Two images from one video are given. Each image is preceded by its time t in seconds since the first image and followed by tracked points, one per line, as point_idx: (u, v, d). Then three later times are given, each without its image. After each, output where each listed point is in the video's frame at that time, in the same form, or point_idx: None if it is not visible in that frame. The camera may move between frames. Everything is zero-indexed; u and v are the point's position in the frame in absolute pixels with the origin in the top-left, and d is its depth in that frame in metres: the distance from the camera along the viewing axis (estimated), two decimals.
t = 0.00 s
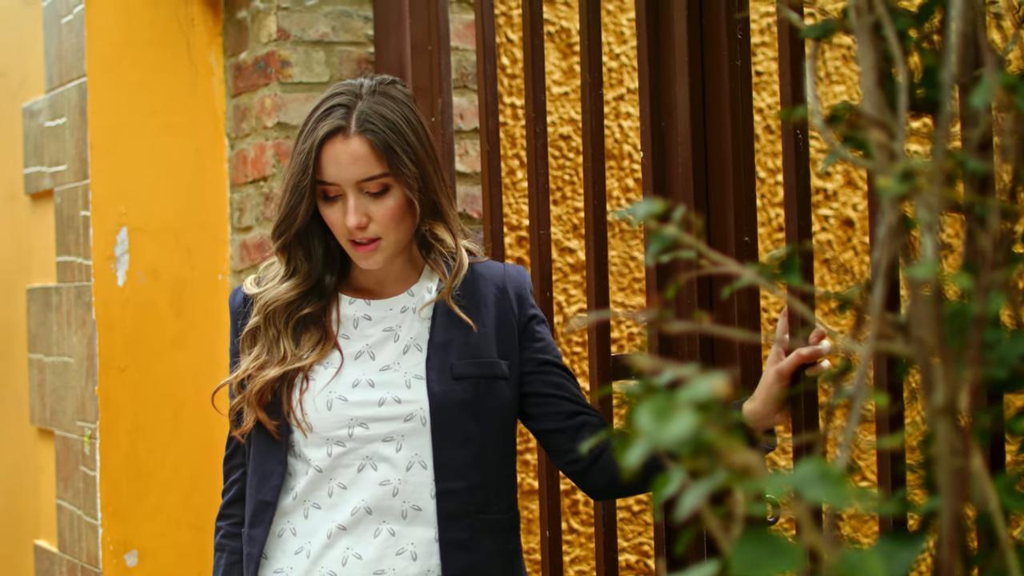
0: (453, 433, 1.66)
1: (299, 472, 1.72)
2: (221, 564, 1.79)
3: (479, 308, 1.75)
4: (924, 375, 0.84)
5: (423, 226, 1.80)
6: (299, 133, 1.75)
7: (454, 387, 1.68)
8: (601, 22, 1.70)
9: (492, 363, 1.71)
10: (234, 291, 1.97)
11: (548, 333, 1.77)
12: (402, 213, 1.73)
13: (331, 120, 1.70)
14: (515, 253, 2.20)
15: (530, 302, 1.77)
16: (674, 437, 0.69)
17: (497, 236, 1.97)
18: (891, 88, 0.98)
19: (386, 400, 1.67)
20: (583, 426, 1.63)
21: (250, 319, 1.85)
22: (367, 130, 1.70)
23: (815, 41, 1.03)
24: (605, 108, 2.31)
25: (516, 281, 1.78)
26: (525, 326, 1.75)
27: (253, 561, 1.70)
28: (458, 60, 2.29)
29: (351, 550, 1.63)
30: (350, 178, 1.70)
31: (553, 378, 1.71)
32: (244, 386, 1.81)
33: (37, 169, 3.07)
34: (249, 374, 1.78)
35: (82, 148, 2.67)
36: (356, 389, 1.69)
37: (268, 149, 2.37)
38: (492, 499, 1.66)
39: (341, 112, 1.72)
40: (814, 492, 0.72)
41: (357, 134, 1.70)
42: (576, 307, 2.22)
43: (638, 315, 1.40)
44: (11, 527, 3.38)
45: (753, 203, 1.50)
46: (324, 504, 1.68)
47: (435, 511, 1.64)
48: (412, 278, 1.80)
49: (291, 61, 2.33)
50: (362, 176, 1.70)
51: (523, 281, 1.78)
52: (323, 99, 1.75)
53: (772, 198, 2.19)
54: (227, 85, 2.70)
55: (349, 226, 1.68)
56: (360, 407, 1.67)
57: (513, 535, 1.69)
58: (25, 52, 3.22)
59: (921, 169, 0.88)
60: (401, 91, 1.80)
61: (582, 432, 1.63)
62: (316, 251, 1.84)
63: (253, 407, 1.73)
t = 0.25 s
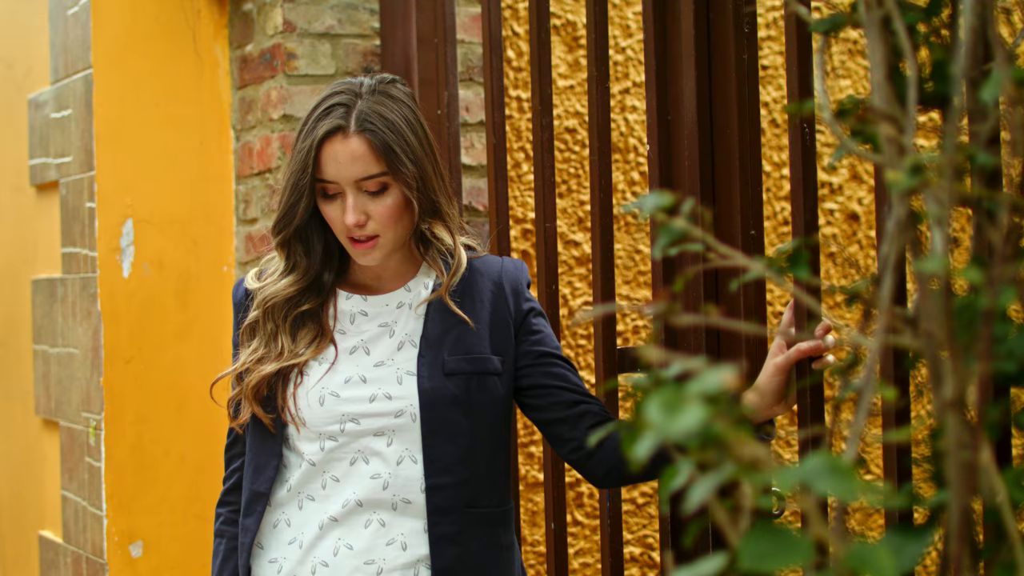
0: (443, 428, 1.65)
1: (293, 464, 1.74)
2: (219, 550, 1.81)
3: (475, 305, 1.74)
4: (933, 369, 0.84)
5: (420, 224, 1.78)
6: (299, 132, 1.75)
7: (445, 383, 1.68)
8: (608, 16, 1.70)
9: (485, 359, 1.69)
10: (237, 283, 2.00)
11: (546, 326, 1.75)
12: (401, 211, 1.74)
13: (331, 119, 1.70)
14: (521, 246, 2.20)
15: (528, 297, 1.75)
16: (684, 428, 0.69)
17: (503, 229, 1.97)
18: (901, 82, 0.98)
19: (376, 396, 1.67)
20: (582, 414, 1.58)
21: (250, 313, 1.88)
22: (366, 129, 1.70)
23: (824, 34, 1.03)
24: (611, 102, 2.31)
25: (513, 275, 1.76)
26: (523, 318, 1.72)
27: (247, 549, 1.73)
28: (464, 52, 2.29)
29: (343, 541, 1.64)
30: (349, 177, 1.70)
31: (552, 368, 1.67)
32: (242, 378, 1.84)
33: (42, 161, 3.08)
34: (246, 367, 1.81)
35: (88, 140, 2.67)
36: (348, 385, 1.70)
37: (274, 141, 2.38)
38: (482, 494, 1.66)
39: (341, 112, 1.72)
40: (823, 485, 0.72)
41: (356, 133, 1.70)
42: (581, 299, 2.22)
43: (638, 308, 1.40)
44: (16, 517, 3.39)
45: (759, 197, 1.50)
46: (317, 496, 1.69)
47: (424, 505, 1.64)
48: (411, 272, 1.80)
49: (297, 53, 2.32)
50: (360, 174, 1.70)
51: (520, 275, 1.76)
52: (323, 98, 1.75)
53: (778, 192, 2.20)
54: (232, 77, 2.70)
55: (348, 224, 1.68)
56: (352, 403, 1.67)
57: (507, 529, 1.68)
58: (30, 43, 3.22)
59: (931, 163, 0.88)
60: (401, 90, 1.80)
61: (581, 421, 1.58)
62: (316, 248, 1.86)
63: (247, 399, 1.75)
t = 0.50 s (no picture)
0: (440, 422, 1.66)
1: (295, 455, 1.76)
2: (227, 535, 1.83)
3: (475, 299, 1.72)
4: (942, 358, 0.84)
5: (423, 221, 1.76)
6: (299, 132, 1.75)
7: (442, 377, 1.67)
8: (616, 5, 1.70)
9: (483, 353, 1.69)
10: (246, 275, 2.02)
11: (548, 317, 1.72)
12: (402, 208, 1.73)
13: (331, 119, 1.70)
14: (528, 236, 2.20)
15: (528, 290, 1.72)
16: (695, 417, 0.69)
17: (511, 218, 1.97)
18: (911, 71, 0.97)
19: (375, 390, 1.68)
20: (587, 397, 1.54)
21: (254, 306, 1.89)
22: (366, 129, 1.69)
23: (834, 23, 1.03)
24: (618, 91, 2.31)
25: (513, 268, 1.74)
26: (524, 310, 1.69)
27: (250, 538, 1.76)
28: (472, 42, 2.29)
29: (344, 529, 1.65)
30: (349, 175, 1.70)
31: (554, 356, 1.64)
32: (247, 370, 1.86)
33: (50, 151, 3.08)
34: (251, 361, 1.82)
35: (96, 130, 2.67)
36: (347, 379, 1.70)
37: (281, 131, 2.38)
38: (479, 486, 1.66)
39: (340, 111, 1.72)
40: (836, 474, 0.73)
41: (356, 133, 1.70)
42: (589, 289, 2.22)
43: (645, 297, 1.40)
44: (25, 507, 3.40)
45: (768, 186, 1.49)
46: (319, 486, 1.70)
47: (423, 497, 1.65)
48: (414, 265, 1.80)
49: (305, 43, 2.32)
50: (361, 173, 1.70)
51: (519, 269, 1.73)
52: (323, 97, 1.75)
53: (785, 181, 2.19)
54: (240, 67, 2.70)
55: (349, 222, 1.68)
56: (351, 397, 1.68)
57: (505, 521, 1.69)
58: (38, 33, 3.23)
59: (941, 152, 0.88)
60: (402, 88, 1.79)
61: (587, 405, 1.55)
62: (318, 244, 1.86)
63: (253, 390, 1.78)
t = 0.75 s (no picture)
0: (443, 416, 1.66)
1: (301, 449, 1.76)
2: (237, 529, 1.84)
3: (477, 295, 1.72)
4: (950, 354, 0.84)
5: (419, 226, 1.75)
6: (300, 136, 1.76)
7: (445, 371, 1.68)
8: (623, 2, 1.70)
9: (485, 347, 1.69)
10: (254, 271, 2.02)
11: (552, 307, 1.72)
12: (404, 211, 1.74)
13: (330, 124, 1.71)
14: (535, 233, 2.20)
15: (531, 281, 1.71)
16: (704, 415, 0.69)
17: (518, 216, 1.97)
18: (919, 68, 0.97)
19: (379, 385, 1.68)
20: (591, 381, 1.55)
21: (260, 305, 1.90)
22: (366, 134, 1.70)
23: (842, 20, 1.03)
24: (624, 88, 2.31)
25: (515, 261, 1.74)
26: (528, 301, 1.69)
27: (263, 533, 1.75)
28: (478, 39, 2.29)
29: (349, 521, 1.65)
30: (350, 180, 1.71)
31: (558, 343, 1.64)
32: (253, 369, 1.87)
33: (58, 149, 3.09)
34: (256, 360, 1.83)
35: (103, 128, 2.67)
36: (352, 374, 1.71)
37: (289, 128, 2.39)
38: (483, 477, 1.66)
39: (340, 116, 1.73)
40: (843, 471, 0.73)
41: (355, 139, 1.70)
42: (595, 287, 2.22)
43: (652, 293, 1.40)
44: (33, 505, 3.41)
45: (775, 184, 1.49)
46: (324, 478, 1.71)
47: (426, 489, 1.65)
48: (417, 263, 1.80)
49: (312, 40, 2.32)
50: (362, 178, 1.71)
51: (522, 262, 1.73)
52: (323, 101, 1.76)
53: (792, 178, 2.19)
54: (248, 65, 2.70)
55: (350, 226, 1.69)
56: (355, 392, 1.68)
57: (509, 511, 1.69)
58: (45, 31, 3.23)
59: (949, 149, 0.88)
60: (403, 90, 1.79)
61: (590, 390, 1.55)
62: (322, 245, 1.86)
63: (258, 387, 1.77)
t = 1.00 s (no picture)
0: (441, 417, 1.66)
1: (302, 451, 1.77)
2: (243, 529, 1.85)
3: (474, 298, 1.72)
4: (951, 356, 0.85)
5: (411, 234, 1.75)
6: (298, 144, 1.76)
7: (442, 373, 1.68)
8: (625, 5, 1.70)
9: (483, 348, 1.69)
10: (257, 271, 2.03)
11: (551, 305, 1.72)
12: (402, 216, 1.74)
13: (328, 132, 1.71)
14: (537, 235, 2.20)
15: (529, 281, 1.71)
16: (706, 417, 0.70)
17: (520, 218, 1.97)
18: (920, 71, 0.97)
19: (376, 388, 1.68)
20: (591, 377, 1.54)
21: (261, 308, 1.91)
22: (363, 142, 1.70)
23: (843, 23, 1.03)
24: (626, 91, 2.31)
25: (513, 261, 1.74)
26: (527, 300, 1.69)
27: (263, 533, 1.76)
28: (481, 41, 2.29)
29: (344, 521, 1.66)
30: (348, 187, 1.71)
31: (557, 341, 1.63)
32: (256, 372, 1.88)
33: (61, 152, 3.09)
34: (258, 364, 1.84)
35: (106, 130, 2.68)
36: (350, 377, 1.71)
37: (292, 130, 2.39)
38: (482, 477, 1.67)
39: (338, 123, 1.73)
40: (844, 472, 0.73)
41: (353, 146, 1.70)
42: (597, 288, 2.23)
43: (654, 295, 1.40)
44: (35, 506, 3.41)
45: (777, 185, 1.49)
46: (323, 478, 1.72)
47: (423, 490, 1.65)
48: (415, 265, 1.80)
49: (314, 43, 2.33)
50: (360, 184, 1.71)
51: (519, 261, 1.73)
52: (320, 109, 1.76)
53: (793, 180, 2.20)
54: (250, 67, 2.73)
55: (349, 231, 1.69)
56: (353, 396, 1.68)
57: (510, 510, 1.70)
58: (48, 34, 3.24)
59: (950, 152, 0.88)
60: (401, 96, 1.80)
61: (590, 386, 1.54)
62: (322, 250, 1.86)
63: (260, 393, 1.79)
